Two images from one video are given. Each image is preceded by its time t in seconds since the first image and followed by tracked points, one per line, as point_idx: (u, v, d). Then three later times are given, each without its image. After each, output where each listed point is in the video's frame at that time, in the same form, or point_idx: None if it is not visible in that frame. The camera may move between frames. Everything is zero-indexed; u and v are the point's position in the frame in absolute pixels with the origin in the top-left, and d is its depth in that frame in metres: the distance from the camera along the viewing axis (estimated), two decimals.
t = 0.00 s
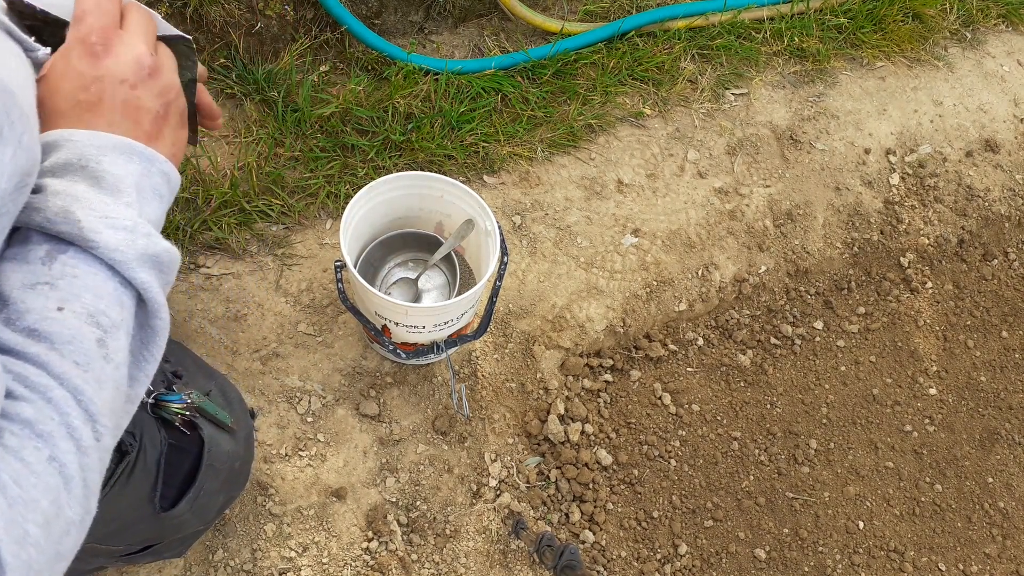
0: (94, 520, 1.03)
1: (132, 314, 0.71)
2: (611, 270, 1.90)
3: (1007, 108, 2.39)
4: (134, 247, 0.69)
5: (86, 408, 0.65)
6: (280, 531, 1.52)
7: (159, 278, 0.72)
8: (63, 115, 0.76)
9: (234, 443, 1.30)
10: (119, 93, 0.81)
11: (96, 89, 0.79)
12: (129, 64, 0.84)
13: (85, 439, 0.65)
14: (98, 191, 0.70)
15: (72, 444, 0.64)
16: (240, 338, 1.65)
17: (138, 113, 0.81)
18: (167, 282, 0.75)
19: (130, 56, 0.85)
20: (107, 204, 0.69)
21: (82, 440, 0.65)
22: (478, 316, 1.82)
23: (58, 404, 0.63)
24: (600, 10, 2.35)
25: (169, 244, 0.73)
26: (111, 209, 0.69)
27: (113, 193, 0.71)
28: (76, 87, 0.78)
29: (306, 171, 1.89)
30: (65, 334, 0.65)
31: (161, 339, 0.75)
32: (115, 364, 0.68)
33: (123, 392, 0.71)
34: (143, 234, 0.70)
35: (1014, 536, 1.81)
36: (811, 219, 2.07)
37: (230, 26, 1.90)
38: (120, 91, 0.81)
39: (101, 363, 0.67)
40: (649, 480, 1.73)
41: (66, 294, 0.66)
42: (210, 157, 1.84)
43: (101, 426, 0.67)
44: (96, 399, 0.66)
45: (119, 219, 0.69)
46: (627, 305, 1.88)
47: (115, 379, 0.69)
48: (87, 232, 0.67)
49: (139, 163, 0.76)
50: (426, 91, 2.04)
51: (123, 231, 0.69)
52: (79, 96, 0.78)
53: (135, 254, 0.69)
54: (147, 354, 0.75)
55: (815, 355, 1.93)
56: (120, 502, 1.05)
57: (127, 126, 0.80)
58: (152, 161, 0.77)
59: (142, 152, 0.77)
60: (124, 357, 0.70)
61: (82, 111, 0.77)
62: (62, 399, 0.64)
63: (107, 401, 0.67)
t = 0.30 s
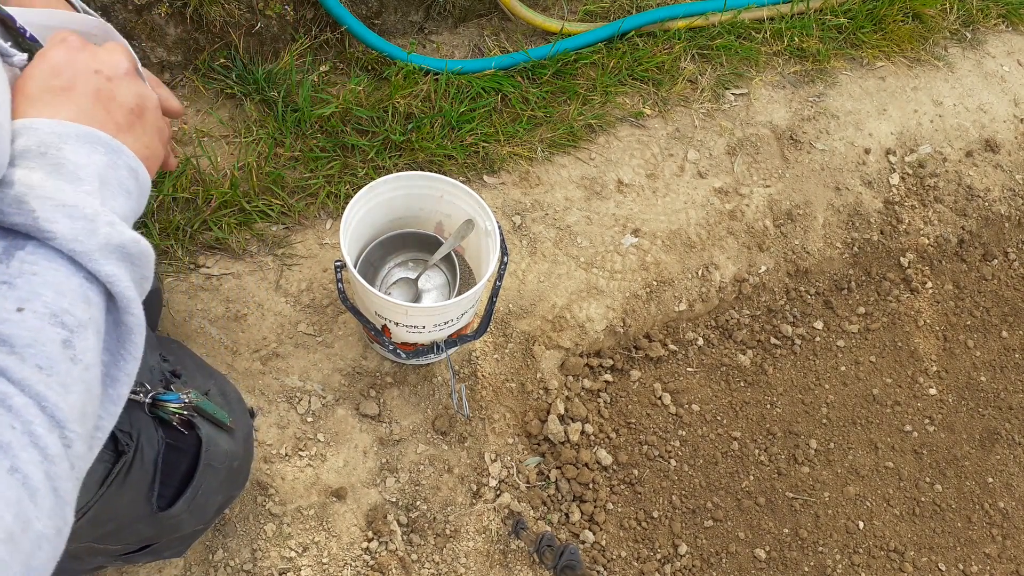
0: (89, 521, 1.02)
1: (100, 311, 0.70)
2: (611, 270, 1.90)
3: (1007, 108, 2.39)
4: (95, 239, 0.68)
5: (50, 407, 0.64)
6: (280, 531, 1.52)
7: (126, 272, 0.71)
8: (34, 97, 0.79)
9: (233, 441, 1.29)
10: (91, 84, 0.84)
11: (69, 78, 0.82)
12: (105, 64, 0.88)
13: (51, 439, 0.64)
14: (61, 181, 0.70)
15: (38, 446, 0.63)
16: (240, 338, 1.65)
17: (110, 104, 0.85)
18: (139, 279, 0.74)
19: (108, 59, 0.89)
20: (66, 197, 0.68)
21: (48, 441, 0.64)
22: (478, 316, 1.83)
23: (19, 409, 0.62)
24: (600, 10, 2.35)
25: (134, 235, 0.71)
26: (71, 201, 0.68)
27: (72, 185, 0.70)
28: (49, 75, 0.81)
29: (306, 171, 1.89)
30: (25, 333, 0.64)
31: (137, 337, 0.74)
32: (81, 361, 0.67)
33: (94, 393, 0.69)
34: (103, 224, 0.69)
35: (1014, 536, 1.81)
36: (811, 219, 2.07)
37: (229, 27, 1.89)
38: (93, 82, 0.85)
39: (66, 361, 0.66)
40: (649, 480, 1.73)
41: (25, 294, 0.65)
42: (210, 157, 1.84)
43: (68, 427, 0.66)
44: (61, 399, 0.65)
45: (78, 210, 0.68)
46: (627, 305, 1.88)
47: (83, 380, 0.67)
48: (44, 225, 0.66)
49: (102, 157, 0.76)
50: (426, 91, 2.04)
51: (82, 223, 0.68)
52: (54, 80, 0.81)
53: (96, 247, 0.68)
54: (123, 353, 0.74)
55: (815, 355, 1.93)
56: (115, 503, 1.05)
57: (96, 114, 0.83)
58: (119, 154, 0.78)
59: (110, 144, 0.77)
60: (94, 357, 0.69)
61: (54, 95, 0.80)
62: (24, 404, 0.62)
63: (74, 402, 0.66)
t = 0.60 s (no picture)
0: (89, 521, 1.02)
1: (99, 280, 0.64)
2: (611, 271, 1.90)
3: (1007, 108, 2.39)
4: (86, 202, 0.63)
5: (52, 382, 0.60)
6: (280, 531, 1.52)
7: (123, 234, 0.65)
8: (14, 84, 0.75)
9: (232, 441, 1.30)
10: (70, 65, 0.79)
11: (51, 65, 0.78)
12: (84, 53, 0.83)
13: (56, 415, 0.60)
14: (45, 147, 0.65)
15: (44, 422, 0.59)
16: (240, 339, 1.65)
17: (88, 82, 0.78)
18: (138, 242, 0.69)
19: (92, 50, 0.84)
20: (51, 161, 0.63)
21: (54, 417, 0.60)
22: (478, 316, 1.83)
23: (18, 384, 0.58)
24: (600, 10, 2.35)
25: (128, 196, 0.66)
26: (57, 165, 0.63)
27: (58, 150, 0.65)
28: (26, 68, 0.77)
29: (306, 171, 1.89)
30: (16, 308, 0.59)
31: (143, 305, 0.68)
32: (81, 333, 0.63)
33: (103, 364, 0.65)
34: (93, 186, 0.64)
35: (1014, 536, 1.81)
36: (811, 219, 2.07)
37: (229, 27, 1.89)
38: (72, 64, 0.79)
39: (64, 335, 0.61)
40: (649, 480, 1.74)
41: (15, 267, 0.60)
42: (210, 157, 1.84)
43: (75, 400, 0.62)
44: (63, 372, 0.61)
45: (64, 173, 0.63)
46: (627, 305, 1.88)
47: (86, 351, 0.63)
48: (29, 190, 0.61)
49: (89, 123, 0.72)
50: (426, 91, 2.04)
51: (69, 186, 0.62)
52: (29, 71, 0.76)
53: (87, 210, 0.62)
54: (128, 325, 0.67)
55: (815, 355, 1.93)
56: (115, 502, 1.04)
57: (75, 91, 0.76)
58: (103, 123, 0.73)
59: (91, 113, 0.73)
60: (97, 327, 0.64)
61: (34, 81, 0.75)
62: (24, 380, 0.59)
63: (77, 375, 0.62)
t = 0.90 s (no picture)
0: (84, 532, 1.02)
1: (91, 286, 0.61)
2: (611, 271, 1.90)
3: (1008, 108, 2.39)
4: (65, 210, 0.58)
5: (47, 403, 0.57)
6: (280, 531, 1.52)
7: (113, 234, 0.61)
8: None
9: (229, 444, 1.30)
10: (42, 49, 0.76)
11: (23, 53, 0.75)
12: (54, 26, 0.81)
13: (53, 433, 0.57)
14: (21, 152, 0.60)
15: (41, 444, 0.56)
16: (240, 339, 1.65)
17: (64, 62, 0.77)
18: (138, 238, 0.65)
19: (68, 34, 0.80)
20: (25, 165, 0.59)
21: (51, 438, 0.57)
22: (478, 316, 1.83)
23: (13, 408, 0.55)
24: (600, 10, 2.35)
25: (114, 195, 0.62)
26: (33, 170, 0.58)
27: (32, 152, 0.61)
28: None
29: (306, 171, 1.89)
30: None
31: (147, 307, 0.64)
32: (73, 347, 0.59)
33: (104, 373, 0.62)
34: (70, 190, 0.59)
35: (1014, 536, 1.81)
36: (811, 219, 2.07)
37: (229, 27, 1.90)
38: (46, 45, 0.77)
39: (57, 352, 0.58)
40: (649, 480, 1.73)
41: None
42: (210, 157, 1.84)
43: (74, 417, 0.58)
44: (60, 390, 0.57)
45: (37, 179, 0.58)
46: (626, 305, 1.88)
47: (85, 364, 0.60)
48: None
49: (66, 115, 0.67)
50: (426, 91, 2.04)
51: (44, 193, 0.58)
52: None
53: (68, 217, 0.58)
54: (135, 325, 0.64)
55: (815, 355, 1.93)
56: (107, 512, 1.06)
57: (50, 74, 0.74)
58: (81, 111, 0.69)
59: (68, 102, 0.68)
60: (94, 337, 0.61)
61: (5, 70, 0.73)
62: (18, 404, 0.55)
63: (73, 392, 0.58)
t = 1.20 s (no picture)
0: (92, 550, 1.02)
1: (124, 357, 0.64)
2: (611, 270, 1.90)
3: (1007, 108, 2.39)
4: (105, 287, 0.61)
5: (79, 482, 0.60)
6: (280, 531, 1.52)
7: (149, 308, 0.65)
8: (19, 135, 0.71)
9: (230, 451, 1.31)
10: (72, 102, 0.75)
11: (55, 108, 0.74)
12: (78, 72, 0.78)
13: (85, 511, 0.60)
14: (58, 225, 0.62)
15: (70, 524, 0.59)
16: (240, 339, 1.65)
17: (94, 116, 0.75)
18: (171, 304, 0.68)
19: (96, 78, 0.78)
20: (66, 240, 0.62)
21: (81, 518, 0.60)
22: (478, 316, 1.83)
23: (46, 489, 0.58)
24: (601, 10, 2.35)
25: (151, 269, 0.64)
26: (72, 247, 0.61)
27: (72, 223, 0.63)
28: (28, 112, 0.73)
29: (306, 171, 1.89)
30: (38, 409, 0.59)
31: (175, 375, 0.69)
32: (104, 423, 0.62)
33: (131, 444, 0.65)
34: (110, 266, 0.62)
35: (1014, 536, 1.81)
36: (811, 219, 2.07)
37: (229, 27, 1.90)
38: (74, 98, 0.75)
39: (91, 427, 0.61)
40: (649, 480, 1.74)
41: (34, 360, 0.59)
42: (210, 157, 1.83)
43: (104, 494, 0.61)
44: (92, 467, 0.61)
45: (78, 257, 0.61)
46: (627, 305, 1.88)
47: (116, 439, 0.63)
48: (42, 281, 0.59)
49: (105, 180, 0.68)
50: (426, 91, 2.04)
51: (85, 272, 0.61)
52: (27, 116, 0.73)
53: (108, 294, 0.61)
54: (165, 389, 0.69)
55: (815, 356, 1.93)
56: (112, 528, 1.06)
57: (83, 132, 0.73)
58: (120, 175, 0.69)
59: (106, 167, 0.69)
60: (125, 410, 0.64)
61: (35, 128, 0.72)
62: (52, 483, 0.58)
63: (105, 470, 0.61)
